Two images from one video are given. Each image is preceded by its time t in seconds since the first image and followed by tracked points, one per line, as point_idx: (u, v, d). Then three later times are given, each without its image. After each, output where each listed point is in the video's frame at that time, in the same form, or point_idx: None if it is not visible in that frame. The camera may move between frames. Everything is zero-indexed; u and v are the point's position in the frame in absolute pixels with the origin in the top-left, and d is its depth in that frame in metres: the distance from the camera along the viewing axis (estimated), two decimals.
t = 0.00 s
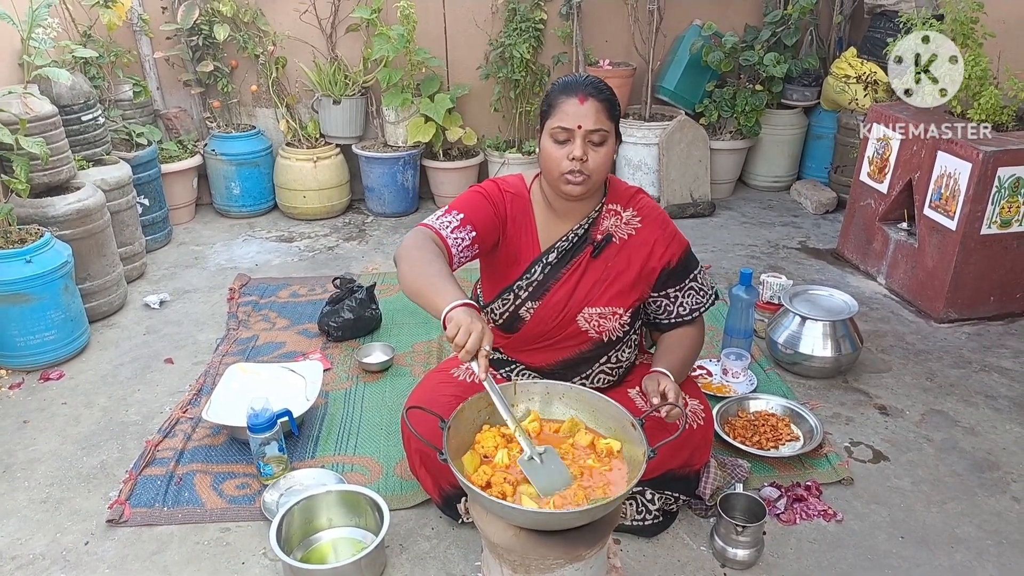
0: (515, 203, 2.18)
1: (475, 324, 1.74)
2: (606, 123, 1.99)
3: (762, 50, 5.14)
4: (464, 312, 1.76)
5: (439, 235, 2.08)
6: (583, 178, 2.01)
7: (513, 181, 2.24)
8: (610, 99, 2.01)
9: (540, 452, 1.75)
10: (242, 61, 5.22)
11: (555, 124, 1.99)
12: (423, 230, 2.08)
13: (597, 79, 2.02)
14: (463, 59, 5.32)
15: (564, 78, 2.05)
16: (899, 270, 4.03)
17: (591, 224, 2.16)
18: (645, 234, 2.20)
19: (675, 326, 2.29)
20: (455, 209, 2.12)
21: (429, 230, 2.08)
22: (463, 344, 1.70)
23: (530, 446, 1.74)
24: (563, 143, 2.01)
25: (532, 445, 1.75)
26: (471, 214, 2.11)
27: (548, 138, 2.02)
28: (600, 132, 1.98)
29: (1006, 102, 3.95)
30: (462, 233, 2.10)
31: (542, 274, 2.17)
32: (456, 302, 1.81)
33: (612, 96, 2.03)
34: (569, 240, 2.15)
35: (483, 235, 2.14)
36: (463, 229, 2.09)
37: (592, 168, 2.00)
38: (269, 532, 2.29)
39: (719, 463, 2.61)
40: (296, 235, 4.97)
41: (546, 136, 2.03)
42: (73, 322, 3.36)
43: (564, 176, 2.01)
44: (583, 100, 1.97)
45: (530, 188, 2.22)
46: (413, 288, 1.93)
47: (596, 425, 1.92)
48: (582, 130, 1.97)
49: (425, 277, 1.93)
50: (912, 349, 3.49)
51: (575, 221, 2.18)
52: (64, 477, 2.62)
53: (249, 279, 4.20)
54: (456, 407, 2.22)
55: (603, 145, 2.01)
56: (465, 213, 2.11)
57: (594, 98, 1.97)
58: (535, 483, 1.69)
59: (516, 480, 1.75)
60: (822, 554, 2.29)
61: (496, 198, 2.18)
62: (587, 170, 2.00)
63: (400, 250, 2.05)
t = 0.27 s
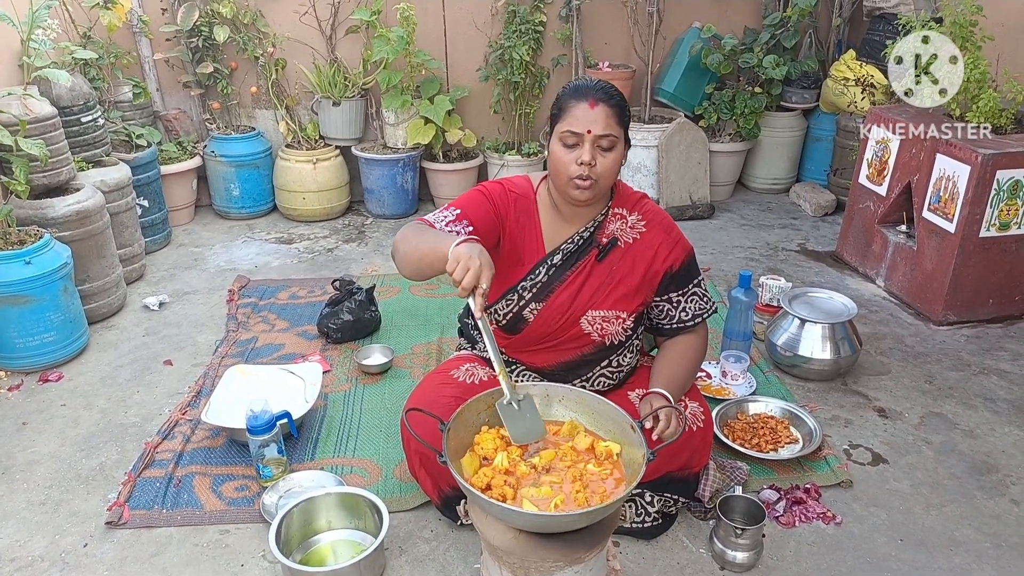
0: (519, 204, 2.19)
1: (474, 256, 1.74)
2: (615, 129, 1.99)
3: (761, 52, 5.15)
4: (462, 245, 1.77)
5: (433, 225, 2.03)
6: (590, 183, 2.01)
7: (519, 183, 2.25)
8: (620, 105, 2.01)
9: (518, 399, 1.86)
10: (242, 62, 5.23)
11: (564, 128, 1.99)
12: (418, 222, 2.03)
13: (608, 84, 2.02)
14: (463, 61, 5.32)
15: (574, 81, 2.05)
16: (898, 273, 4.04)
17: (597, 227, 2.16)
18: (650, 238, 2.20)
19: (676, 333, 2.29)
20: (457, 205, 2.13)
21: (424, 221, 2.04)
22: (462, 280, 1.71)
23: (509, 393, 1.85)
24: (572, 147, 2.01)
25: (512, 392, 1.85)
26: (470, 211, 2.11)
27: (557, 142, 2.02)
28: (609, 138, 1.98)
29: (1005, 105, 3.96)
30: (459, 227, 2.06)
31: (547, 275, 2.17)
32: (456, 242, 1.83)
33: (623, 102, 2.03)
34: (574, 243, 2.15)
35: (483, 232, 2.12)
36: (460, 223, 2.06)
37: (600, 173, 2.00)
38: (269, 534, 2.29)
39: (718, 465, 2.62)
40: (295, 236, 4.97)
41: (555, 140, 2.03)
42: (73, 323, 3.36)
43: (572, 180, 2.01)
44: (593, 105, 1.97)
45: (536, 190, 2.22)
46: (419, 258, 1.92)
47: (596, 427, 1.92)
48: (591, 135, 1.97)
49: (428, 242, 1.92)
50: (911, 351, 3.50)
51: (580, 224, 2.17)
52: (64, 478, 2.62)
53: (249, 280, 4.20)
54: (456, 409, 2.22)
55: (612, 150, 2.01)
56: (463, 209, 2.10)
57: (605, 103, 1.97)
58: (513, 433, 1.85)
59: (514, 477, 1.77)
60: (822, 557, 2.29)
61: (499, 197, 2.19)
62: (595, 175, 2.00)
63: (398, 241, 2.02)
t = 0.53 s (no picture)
0: (524, 204, 2.19)
1: (493, 284, 1.75)
2: (618, 130, 1.99)
3: (762, 53, 5.15)
4: (480, 271, 1.78)
5: (444, 230, 2.07)
6: (592, 184, 2.01)
7: (524, 182, 2.24)
8: (624, 106, 2.00)
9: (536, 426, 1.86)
10: (243, 63, 5.23)
11: (567, 129, 1.99)
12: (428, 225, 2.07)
13: (612, 85, 2.01)
14: (463, 61, 5.32)
15: (579, 83, 2.05)
16: (899, 273, 4.04)
17: (600, 227, 2.17)
18: (652, 237, 2.21)
19: (675, 333, 2.28)
20: (463, 206, 2.13)
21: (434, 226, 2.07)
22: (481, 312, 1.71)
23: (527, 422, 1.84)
24: (574, 148, 2.01)
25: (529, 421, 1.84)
26: (477, 212, 2.12)
27: (560, 143, 2.02)
28: (612, 139, 1.98)
29: (1005, 105, 3.96)
30: (468, 230, 2.09)
31: (549, 274, 2.18)
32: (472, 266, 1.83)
33: (626, 102, 2.02)
34: (577, 242, 2.15)
35: (490, 234, 2.13)
36: (469, 226, 2.09)
37: (602, 174, 2.00)
38: (270, 534, 2.29)
39: (718, 465, 2.62)
40: (296, 236, 4.97)
41: (558, 140, 2.03)
42: (74, 323, 3.36)
43: (574, 181, 2.01)
44: (596, 106, 1.97)
45: (541, 189, 2.22)
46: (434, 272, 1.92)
47: (596, 427, 1.92)
48: (593, 136, 1.97)
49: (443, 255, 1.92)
50: (911, 351, 3.50)
51: (583, 224, 2.18)
52: (65, 478, 2.62)
53: (249, 280, 4.21)
54: (457, 408, 2.22)
55: (615, 151, 2.01)
56: (472, 210, 2.11)
57: (607, 104, 1.97)
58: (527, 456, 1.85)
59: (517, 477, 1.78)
60: (822, 556, 2.29)
61: (505, 197, 2.19)
62: (598, 176, 2.00)
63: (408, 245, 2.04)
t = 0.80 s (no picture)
0: (527, 205, 2.20)
1: (517, 270, 1.74)
2: (619, 132, 1.98)
3: (764, 53, 5.15)
4: (502, 257, 1.77)
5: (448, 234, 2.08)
6: (594, 186, 2.01)
7: (526, 182, 2.25)
8: (625, 107, 2.00)
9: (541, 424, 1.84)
10: (246, 62, 5.24)
11: (567, 131, 1.99)
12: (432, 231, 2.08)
13: (612, 86, 2.01)
14: (465, 61, 5.33)
15: (578, 84, 2.04)
16: (901, 273, 4.04)
17: (602, 227, 2.17)
18: (654, 237, 2.21)
19: (677, 331, 2.28)
20: (467, 209, 2.15)
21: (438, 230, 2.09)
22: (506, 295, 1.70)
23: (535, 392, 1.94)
24: (575, 150, 2.01)
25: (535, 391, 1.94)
26: (480, 214, 2.13)
27: (561, 144, 2.02)
28: (613, 140, 1.98)
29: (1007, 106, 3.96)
30: (472, 233, 2.10)
31: (552, 275, 2.18)
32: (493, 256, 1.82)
33: (627, 103, 2.02)
34: (580, 243, 2.16)
35: (494, 236, 2.15)
36: (473, 229, 2.10)
37: (604, 176, 2.00)
38: (271, 532, 2.30)
39: (719, 465, 2.63)
40: (298, 235, 4.98)
41: (558, 142, 2.03)
42: (76, 321, 3.37)
43: (576, 183, 2.02)
44: (597, 108, 1.96)
45: (543, 190, 2.23)
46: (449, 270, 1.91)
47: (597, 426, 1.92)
48: (594, 138, 1.96)
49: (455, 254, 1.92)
50: (912, 352, 3.50)
51: (584, 224, 2.18)
52: (67, 475, 2.62)
53: (251, 279, 4.21)
54: (458, 407, 2.23)
55: (616, 152, 2.01)
56: (475, 214, 2.12)
57: (608, 106, 1.97)
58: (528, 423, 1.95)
59: (519, 476, 1.78)
60: (823, 556, 2.29)
61: (508, 198, 2.20)
62: (599, 177, 2.00)
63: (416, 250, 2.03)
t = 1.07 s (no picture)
0: (529, 200, 2.20)
1: (504, 249, 1.73)
2: (622, 131, 1.97)
3: (762, 50, 5.15)
4: (489, 235, 1.75)
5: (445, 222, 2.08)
6: (596, 185, 2.01)
7: (529, 178, 2.25)
8: (629, 107, 1.99)
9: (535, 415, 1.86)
10: (244, 59, 5.23)
11: (571, 129, 1.99)
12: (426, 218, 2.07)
13: (617, 85, 2.00)
14: (464, 58, 5.32)
15: (583, 83, 2.03)
16: (898, 270, 4.04)
17: (603, 224, 2.17)
18: (654, 234, 2.21)
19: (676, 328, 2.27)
20: (466, 201, 2.14)
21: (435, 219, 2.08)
22: (492, 277, 1.68)
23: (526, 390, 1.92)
24: (578, 148, 2.01)
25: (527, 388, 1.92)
26: (481, 207, 2.13)
27: (564, 143, 2.02)
28: (616, 140, 1.97)
29: (1005, 103, 3.96)
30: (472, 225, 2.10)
31: (552, 272, 2.18)
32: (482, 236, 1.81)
33: (632, 103, 2.01)
34: (580, 240, 2.16)
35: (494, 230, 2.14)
36: (472, 220, 2.10)
37: (606, 175, 2.00)
38: (269, 528, 2.30)
39: (717, 461, 2.63)
40: (296, 232, 4.98)
41: (561, 140, 2.03)
42: (74, 318, 3.37)
43: (578, 181, 2.01)
44: (601, 107, 1.96)
45: (545, 186, 2.23)
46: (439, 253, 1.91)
47: (595, 422, 1.93)
48: (597, 137, 1.96)
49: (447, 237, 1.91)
50: (910, 348, 3.51)
51: (585, 222, 2.18)
52: (65, 472, 2.63)
53: (250, 276, 4.21)
54: (455, 403, 2.23)
55: (619, 152, 2.00)
56: (474, 206, 2.12)
57: (612, 105, 1.96)
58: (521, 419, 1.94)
59: (516, 471, 1.78)
60: (820, 552, 2.30)
61: (509, 193, 2.20)
62: (601, 176, 2.00)
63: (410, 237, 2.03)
